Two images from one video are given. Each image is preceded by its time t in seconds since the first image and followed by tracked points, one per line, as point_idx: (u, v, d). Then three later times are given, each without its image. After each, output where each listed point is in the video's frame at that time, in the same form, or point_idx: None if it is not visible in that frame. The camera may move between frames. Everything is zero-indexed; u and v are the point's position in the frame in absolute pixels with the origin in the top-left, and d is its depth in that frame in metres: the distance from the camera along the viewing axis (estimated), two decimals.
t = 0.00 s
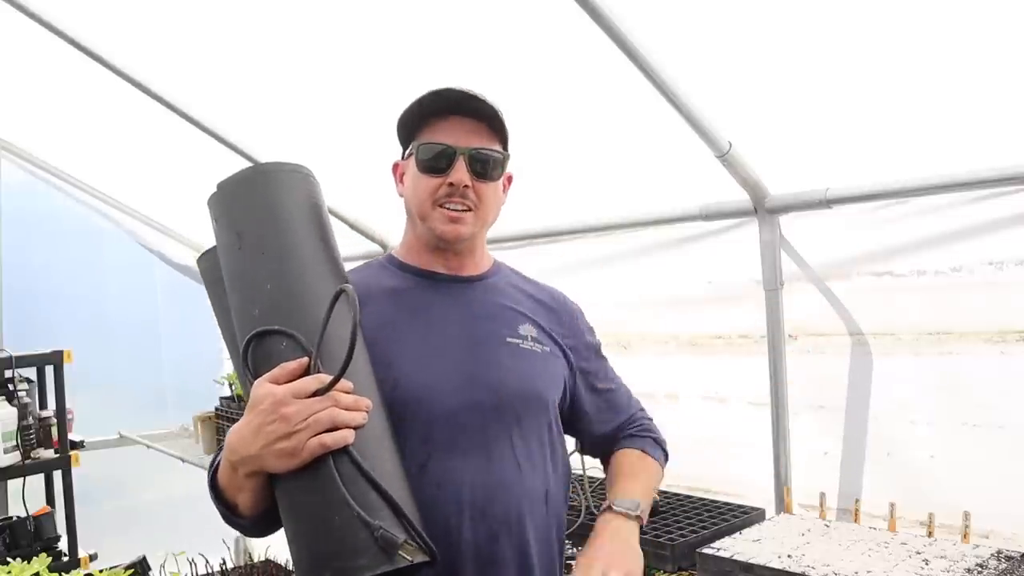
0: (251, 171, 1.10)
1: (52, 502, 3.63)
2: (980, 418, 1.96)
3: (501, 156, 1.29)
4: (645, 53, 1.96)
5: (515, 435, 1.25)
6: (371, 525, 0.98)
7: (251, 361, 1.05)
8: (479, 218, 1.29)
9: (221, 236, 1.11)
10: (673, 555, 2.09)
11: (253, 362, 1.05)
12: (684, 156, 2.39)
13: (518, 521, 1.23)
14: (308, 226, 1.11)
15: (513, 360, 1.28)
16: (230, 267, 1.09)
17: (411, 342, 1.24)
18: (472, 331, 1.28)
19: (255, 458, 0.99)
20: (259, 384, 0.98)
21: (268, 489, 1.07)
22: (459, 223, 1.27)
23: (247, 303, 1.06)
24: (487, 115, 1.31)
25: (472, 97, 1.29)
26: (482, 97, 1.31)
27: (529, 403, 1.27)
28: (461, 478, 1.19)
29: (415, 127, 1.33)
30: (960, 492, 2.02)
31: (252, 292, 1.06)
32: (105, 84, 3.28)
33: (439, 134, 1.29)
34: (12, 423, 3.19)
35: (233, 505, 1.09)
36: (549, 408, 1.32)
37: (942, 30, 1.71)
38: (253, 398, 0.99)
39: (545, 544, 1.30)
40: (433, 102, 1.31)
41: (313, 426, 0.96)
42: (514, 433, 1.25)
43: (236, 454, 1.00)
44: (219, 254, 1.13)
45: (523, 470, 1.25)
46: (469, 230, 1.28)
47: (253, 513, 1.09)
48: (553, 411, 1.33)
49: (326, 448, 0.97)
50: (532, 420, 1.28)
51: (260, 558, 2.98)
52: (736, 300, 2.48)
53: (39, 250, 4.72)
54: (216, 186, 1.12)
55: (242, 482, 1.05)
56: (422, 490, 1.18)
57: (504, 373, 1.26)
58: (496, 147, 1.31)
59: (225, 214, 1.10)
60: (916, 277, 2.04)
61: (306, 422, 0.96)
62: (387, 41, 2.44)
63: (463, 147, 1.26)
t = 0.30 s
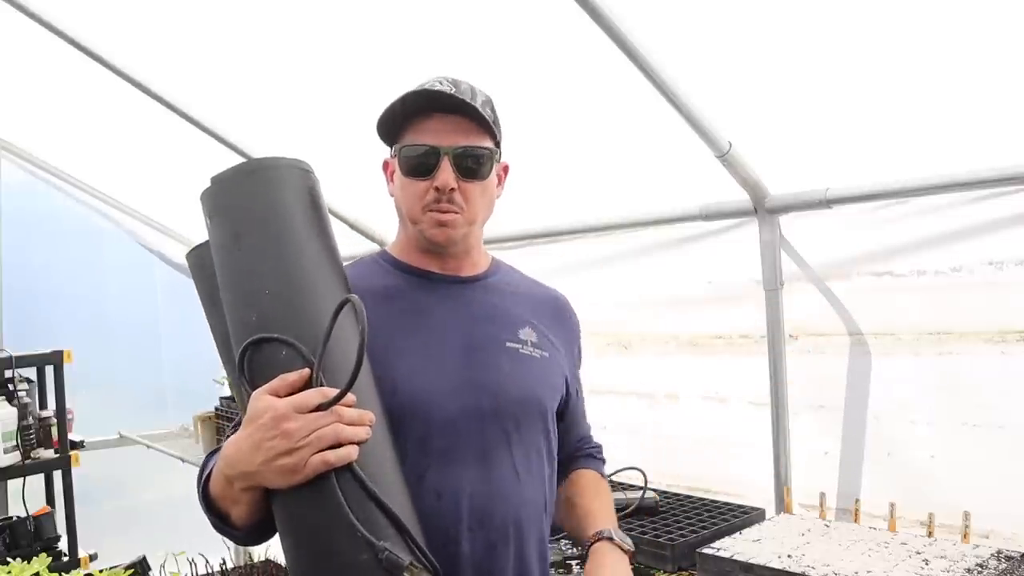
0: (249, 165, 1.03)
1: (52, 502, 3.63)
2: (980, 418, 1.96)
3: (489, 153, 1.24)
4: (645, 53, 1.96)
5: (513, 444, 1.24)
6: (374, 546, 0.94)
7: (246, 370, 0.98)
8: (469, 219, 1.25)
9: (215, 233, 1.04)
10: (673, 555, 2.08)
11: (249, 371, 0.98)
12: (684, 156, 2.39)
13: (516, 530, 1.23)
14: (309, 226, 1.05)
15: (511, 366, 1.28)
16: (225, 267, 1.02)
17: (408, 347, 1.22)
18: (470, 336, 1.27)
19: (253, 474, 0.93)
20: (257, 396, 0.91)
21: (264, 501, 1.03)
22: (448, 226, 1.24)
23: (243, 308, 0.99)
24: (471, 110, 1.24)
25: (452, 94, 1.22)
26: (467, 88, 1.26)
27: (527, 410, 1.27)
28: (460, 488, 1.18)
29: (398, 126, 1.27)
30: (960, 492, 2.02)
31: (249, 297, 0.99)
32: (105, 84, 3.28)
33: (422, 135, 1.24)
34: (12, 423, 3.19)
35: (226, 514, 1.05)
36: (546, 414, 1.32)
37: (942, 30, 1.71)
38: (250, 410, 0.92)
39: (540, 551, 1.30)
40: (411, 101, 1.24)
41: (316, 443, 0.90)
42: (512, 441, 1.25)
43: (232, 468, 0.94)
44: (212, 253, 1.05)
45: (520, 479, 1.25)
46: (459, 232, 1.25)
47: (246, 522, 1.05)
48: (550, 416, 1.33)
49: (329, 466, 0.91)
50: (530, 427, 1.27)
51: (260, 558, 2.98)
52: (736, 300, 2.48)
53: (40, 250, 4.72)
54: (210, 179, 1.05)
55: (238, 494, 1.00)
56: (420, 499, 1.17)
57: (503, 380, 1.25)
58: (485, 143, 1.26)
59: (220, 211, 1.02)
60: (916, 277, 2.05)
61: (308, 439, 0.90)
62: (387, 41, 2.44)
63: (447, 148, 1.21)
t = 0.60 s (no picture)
0: (232, 161, 0.95)
1: (52, 502, 3.63)
2: (980, 418, 1.96)
3: (477, 150, 1.22)
4: (645, 54, 1.96)
5: (500, 448, 1.24)
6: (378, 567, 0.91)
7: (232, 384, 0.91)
8: (455, 217, 1.23)
9: (192, 234, 0.95)
10: (673, 555, 2.08)
11: (235, 385, 0.91)
12: (684, 156, 2.39)
13: (506, 534, 1.23)
14: (298, 228, 0.98)
15: (497, 370, 1.26)
16: (205, 272, 0.94)
17: (394, 352, 1.20)
18: (455, 339, 1.25)
19: (246, 496, 0.86)
20: (251, 414, 0.85)
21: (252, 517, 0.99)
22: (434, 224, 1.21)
23: (227, 317, 0.92)
24: (457, 105, 1.21)
25: (438, 88, 1.19)
26: (454, 81, 1.22)
27: (513, 412, 1.26)
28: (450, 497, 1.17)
29: (381, 121, 1.24)
30: (960, 492, 2.02)
31: (233, 303, 0.91)
32: (106, 84, 3.28)
33: (406, 129, 1.21)
34: (12, 423, 3.19)
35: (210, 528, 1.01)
36: (531, 414, 1.31)
37: (943, 31, 1.71)
38: (241, 428, 0.86)
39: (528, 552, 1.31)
40: (396, 95, 1.20)
41: (316, 463, 0.85)
42: (499, 444, 1.24)
43: (223, 490, 0.87)
44: (189, 254, 0.97)
45: (507, 482, 1.24)
46: (445, 231, 1.23)
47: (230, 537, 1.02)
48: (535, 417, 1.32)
49: (330, 485, 0.86)
50: (517, 429, 1.27)
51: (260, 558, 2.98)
52: (736, 300, 2.48)
53: (39, 250, 4.71)
54: (187, 173, 0.96)
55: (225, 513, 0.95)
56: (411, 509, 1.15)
57: (490, 383, 1.24)
58: (473, 139, 1.23)
59: (199, 209, 0.94)
60: (917, 277, 2.04)
61: (308, 459, 0.84)
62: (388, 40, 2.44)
63: (434, 145, 1.18)
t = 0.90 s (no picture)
0: (209, 157, 0.94)
1: (52, 502, 3.63)
2: (980, 418, 1.96)
3: (451, 141, 1.22)
4: (645, 54, 1.96)
5: (479, 453, 1.25)
6: None
7: (202, 389, 0.92)
8: (431, 211, 1.24)
9: (166, 230, 0.95)
10: (673, 555, 2.08)
11: (206, 391, 0.92)
12: (684, 156, 2.39)
13: (482, 540, 1.24)
14: (275, 228, 0.98)
15: (478, 374, 1.27)
16: (179, 270, 0.93)
17: (372, 355, 1.20)
18: (434, 343, 1.26)
19: (215, 505, 0.87)
20: (222, 421, 0.85)
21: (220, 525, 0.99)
22: (409, 218, 1.22)
23: (199, 319, 0.91)
24: (432, 96, 1.22)
25: (411, 78, 1.19)
26: (426, 73, 1.23)
27: (492, 417, 1.27)
28: (424, 503, 1.18)
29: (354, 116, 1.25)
30: (960, 493, 2.02)
31: (207, 300, 0.91)
32: (105, 84, 3.28)
33: (379, 122, 1.22)
34: (12, 423, 3.19)
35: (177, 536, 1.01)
36: (513, 417, 1.32)
37: (942, 31, 1.71)
38: (211, 436, 0.86)
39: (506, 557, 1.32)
40: (368, 87, 1.21)
41: (286, 474, 0.85)
42: (478, 449, 1.25)
43: (192, 498, 0.88)
44: (162, 250, 0.96)
45: (485, 487, 1.25)
46: (421, 225, 1.23)
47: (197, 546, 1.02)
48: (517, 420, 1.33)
49: (300, 497, 0.86)
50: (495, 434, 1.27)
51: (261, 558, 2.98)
52: (736, 299, 2.47)
53: (39, 251, 4.67)
54: (163, 168, 0.95)
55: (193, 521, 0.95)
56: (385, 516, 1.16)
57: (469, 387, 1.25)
58: (447, 131, 1.23)
59: (174, 205, 0.93)
60: (917, 277, 2.04)
61: (278, 469, 0.84)
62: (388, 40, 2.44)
63: (406, 137, 1.19)
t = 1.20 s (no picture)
0: (186, 160, 0.96)
1: (52, 502, 3.63)
2: (980, 418, 1.96)
3: (442, 147, 1.24)
4: (645, 53, 1.96)
5: (459, 453, 1.27)
6: None
7: (181, 395, 0.94)
8: (421, 215, 1.25)
9: (141, 233, 0.96)
10: (673, 555, 2.08)
11: (185, 396, 0.94)
12: (684, 156, 2.39)
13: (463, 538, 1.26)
14: (253, 230, 1.01)
15: (458, 374, 1.30)
16: (155, 273, 0.95)
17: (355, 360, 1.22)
18: (415, 344, 1.27)
19: (203, 514, 0.87)
20: (207, 430, 0.85)
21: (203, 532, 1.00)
22: (399, 223, 1.23)
23: (178, 322, 0.94)
24: (424, 102, 1.25)
25: (407, 82, 1.21)
26: (417, 77, 1.25)
27: (471, 416, 1.29)
28: (407, 505, 1.20)
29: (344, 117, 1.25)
30: (960, 493, 2.02)
31: (187, 303, 0.93)
32: (105, 83, 3.28)
33: (372, 125, 1.23)
34: (12, 423, 3.19)
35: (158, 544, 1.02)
36: (492, 416, 1.34)
37: (942, 30, 1.71)
38: (196, 445, 0.86)
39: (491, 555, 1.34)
40: (363, 89, 1.22)
41: (276, 480, 0.86)
42: (458, 449, 1.27)
43: (179, 509, 0.88)
44: (137, 253, 0.98)
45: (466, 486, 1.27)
46: (411, 230, 1.25)
47: (181, 550, 1.03)
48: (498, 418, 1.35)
49: (290, 503, 0.87)
50: (475, 433, 1.30)
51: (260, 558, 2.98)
52: (736, 300, 2.47)
53: (40, 251, 4.67)
54: (138, 170, 0.96)
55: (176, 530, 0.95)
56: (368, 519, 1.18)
57: (448, 388, 1.27)
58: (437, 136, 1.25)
59: (150, 209, 0.95)
60: (916, 277, 2.04)
61: (267, 476, 0.85)
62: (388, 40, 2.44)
63: (400, 141, 1.20)
